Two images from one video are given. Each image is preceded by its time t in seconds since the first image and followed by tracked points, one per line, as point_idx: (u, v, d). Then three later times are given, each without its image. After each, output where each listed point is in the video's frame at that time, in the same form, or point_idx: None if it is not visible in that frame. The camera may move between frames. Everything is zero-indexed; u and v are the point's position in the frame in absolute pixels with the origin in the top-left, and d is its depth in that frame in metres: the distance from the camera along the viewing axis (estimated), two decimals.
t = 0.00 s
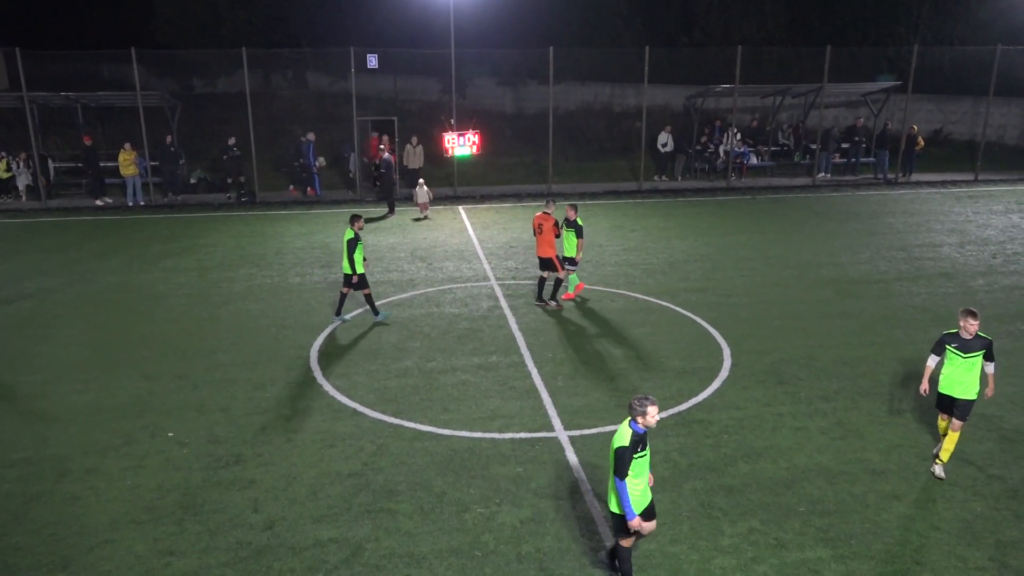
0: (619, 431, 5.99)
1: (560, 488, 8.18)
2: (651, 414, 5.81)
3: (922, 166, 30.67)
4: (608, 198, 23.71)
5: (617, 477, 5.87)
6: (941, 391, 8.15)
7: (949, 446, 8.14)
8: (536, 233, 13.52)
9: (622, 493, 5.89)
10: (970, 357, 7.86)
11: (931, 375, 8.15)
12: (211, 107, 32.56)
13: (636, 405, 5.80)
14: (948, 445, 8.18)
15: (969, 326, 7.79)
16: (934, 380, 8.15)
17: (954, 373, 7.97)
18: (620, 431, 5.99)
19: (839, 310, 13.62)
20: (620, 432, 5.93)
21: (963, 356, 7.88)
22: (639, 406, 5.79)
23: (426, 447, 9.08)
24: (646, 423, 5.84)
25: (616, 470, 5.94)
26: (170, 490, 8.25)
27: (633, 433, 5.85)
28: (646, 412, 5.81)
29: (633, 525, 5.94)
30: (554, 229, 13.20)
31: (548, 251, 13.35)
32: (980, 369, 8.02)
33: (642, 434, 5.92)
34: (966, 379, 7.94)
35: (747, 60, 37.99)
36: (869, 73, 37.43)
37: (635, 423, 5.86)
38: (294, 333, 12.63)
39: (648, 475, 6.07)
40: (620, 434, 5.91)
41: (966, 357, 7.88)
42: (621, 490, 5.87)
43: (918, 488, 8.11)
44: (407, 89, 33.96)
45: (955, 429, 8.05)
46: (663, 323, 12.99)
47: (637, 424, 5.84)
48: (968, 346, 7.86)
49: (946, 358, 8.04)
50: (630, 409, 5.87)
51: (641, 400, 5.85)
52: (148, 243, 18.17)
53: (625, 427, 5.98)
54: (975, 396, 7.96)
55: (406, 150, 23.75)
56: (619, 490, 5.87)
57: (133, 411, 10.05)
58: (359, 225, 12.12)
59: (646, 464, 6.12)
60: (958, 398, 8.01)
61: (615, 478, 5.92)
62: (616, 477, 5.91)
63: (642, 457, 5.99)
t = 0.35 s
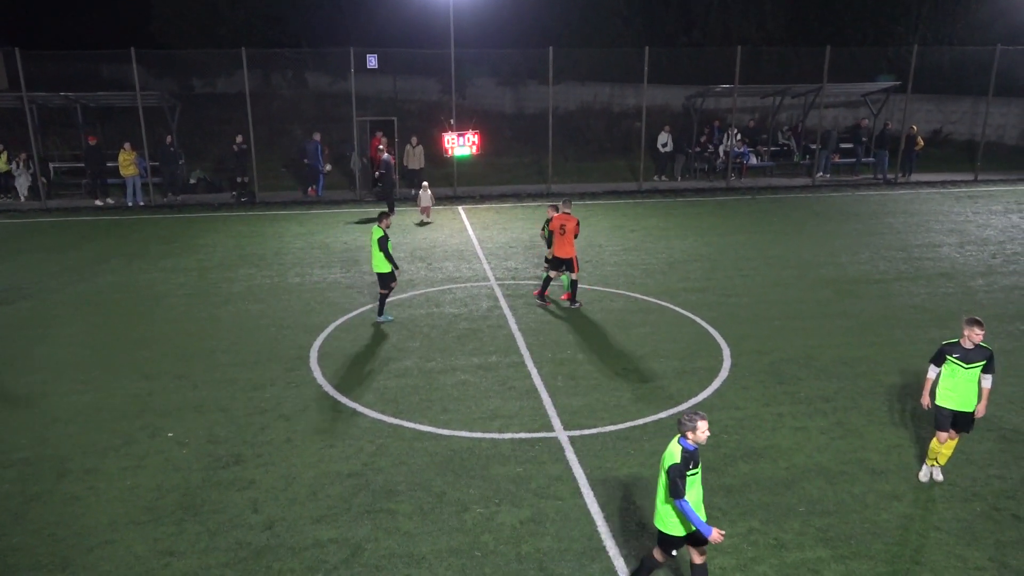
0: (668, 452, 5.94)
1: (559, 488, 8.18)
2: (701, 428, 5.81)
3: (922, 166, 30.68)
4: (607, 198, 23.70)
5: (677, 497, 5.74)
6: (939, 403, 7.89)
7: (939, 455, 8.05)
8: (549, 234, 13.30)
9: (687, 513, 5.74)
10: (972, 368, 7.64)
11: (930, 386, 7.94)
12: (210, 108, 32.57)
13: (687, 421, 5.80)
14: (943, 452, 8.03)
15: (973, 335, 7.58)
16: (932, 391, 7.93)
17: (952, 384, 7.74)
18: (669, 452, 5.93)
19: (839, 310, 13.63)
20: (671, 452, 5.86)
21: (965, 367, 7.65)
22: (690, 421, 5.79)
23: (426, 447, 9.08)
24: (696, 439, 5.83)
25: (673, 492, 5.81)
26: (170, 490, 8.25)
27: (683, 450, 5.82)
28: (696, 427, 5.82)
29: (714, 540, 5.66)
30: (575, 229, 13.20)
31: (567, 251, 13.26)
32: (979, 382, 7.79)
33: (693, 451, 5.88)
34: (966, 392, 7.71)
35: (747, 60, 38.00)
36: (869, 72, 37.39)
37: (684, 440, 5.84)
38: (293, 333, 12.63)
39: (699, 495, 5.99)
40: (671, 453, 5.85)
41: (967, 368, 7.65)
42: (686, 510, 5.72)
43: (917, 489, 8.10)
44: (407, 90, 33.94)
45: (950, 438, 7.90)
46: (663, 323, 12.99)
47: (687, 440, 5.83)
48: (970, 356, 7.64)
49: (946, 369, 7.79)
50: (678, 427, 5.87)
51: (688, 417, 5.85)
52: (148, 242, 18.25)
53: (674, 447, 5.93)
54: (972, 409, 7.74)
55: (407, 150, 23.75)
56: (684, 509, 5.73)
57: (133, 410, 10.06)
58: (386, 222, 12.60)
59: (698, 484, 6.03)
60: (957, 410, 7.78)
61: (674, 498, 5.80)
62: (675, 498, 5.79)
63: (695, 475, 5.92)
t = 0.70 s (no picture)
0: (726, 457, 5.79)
1: (559, 487, 8.18)
2: (754, 442, 5.55)
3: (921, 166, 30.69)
4: (607, 199, 23.70)
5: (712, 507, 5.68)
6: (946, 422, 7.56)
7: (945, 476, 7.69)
8: (561, 233, 13.28)
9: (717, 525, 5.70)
10: (980, 382, 7.36)
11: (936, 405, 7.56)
12: (210, 108, 32.57)
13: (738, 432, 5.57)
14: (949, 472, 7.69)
15: (977, 349, 7.26)
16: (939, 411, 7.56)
17: (960, 400, 7.44)
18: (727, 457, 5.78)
19: (839, 310, 13.63)
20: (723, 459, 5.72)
21: (973, 382, 7.35)
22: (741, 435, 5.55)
23: (425, 448, 9.08)
24: (749, 452, 5.57)
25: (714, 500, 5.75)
26: (170, 490, 8.25)
27: (733, 463, 5.62)
28: (749, 440, 5.56)
29: (721, 562, 5.74)
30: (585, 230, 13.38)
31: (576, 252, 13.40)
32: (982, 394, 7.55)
33: (747, 464, 5.64)
34: (973, 406, 7.43)
35: (747, 60, 38.01)
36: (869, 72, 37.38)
37: (735, 453, 5.63)
38: (293, 333, 12.63)
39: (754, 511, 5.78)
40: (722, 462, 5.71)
41: (975, 382, 7.36)
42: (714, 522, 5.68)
43: (917, 489, 8.11)
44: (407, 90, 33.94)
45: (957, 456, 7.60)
46: (662, 323, 12.99)
47: (738, 455, 5.60)
48: (977, 370, 7.34)
49: (952, 386, 7.46)
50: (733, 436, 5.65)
51: (745, 430, 5.59)
52: (146, 241, 18.29)
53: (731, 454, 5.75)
54: (980, 423, 7.49)
55: (410, 150, 23.73)
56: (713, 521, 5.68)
57: (132, 411, 10.05)
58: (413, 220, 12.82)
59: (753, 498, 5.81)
60: (966, 426, 7.48)
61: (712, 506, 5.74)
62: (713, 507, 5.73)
63: (749, 490, 5.70)
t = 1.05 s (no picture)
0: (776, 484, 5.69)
1: (559, 488, 8.18)
2: (810, 467, 5.46)
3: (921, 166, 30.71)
4: (607, 199, 23.71)
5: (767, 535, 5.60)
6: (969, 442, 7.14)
7: (945, 480, 7.65)
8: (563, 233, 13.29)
9: (773, 553, 5.61)
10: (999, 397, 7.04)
11: (961, 426, 7.08)
12: (210, 107, 32.56)
13: (795, 458, 5.46)
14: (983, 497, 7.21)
15: (997, 363, 6.93)
16: (966, 432, 7.07)
17: (984, 417, 7.05)
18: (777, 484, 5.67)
19: (839, 310, 13.63)
20: (776, 487, 5.61)
21: (995, 398, 7.02)
22: (797, 459, 5.45)
23: (425, 448, 9.07)
24: (804, 478, 5.49)
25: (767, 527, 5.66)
26: (169, 490, 8.25)
27: (789, 490, 5.51)
28: (805, 465, 5.46)
29: None
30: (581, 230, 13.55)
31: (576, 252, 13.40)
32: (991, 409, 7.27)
33: (803, 490, 5.53)
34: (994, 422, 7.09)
35: (747, 60, 38.05)
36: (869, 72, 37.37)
37: (791, 480, 5.53)
38: (292, 333, 12.64)
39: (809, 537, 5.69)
40: (775, 489, 5.61)
41: (996, 398, 7.03)
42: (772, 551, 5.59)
43: (917, 489, 8.10)
44: (407, 90, 33.92)
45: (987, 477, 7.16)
46: (662, 324, 12.99)
47: (793, 481, 5.51)
48: (997, 385, 7.01)
49: (973, 403, 7.06)
50: (788, 461, 5.53)
51: (800, 455, 5.48)
52: (145, 242, 18.29)
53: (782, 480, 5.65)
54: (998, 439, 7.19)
55: (413, 151, 23.71)
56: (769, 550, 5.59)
57: (132, 411, 10.05)
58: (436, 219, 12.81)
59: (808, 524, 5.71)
60: (988, 444, 7.11)
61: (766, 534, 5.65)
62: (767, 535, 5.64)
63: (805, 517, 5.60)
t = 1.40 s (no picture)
0: (828, 517, 5.31)
1: (558, 488, 8.19)
2: (869, 488, 5.11)
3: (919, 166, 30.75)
4: (605, 199, 23.73)
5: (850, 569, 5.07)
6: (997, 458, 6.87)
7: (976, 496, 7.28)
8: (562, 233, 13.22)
9: None
10: None
11: (986, 441, 6.82)
12: (208, 108, 32.56)
13: (853, 480, 5.12)
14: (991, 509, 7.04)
15: None
16: (990, 447, 6.81)
17: (1014, 432, 6.75)
18: (830, 517, 5.29)
19: (837, 310, 13.66)
20: (835, 517, 5.22)
21: None
22: (856, 480, 5.13)
23: (424, 448, 9.08)
24: (863, 500, 5.13)
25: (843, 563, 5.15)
26: (168, 491, 8.25)
27: (849, 513, 5.17)
28: (863, 486, 5.12)
29: None
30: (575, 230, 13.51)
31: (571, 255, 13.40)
32: None
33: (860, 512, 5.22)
34: None
35: (746, 60, 38.05)
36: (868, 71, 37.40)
37: (850, 501, 5.18)
38: (291, 334, 12.64)
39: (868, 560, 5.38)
40: (836, 518, 5.21)
41: None
42: None
43: (915, 489, 8.11)
44: (405, 90, 33.92)
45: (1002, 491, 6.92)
46: (661, 324, 13.00)
47: (852, 501, 5.17)
48: None
49: (1003, 417, 6.77)
50: (843, 486, 5.18)
51: (855, 475, 5.17)
52: (143, 242, 18.29)
53: (835, 509, 5.28)
54: None
55: (413, 151, 23.71)
56: None
57: (130, 412, 10.04)
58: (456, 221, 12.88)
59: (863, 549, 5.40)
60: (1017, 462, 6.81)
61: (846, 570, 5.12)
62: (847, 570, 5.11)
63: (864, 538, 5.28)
